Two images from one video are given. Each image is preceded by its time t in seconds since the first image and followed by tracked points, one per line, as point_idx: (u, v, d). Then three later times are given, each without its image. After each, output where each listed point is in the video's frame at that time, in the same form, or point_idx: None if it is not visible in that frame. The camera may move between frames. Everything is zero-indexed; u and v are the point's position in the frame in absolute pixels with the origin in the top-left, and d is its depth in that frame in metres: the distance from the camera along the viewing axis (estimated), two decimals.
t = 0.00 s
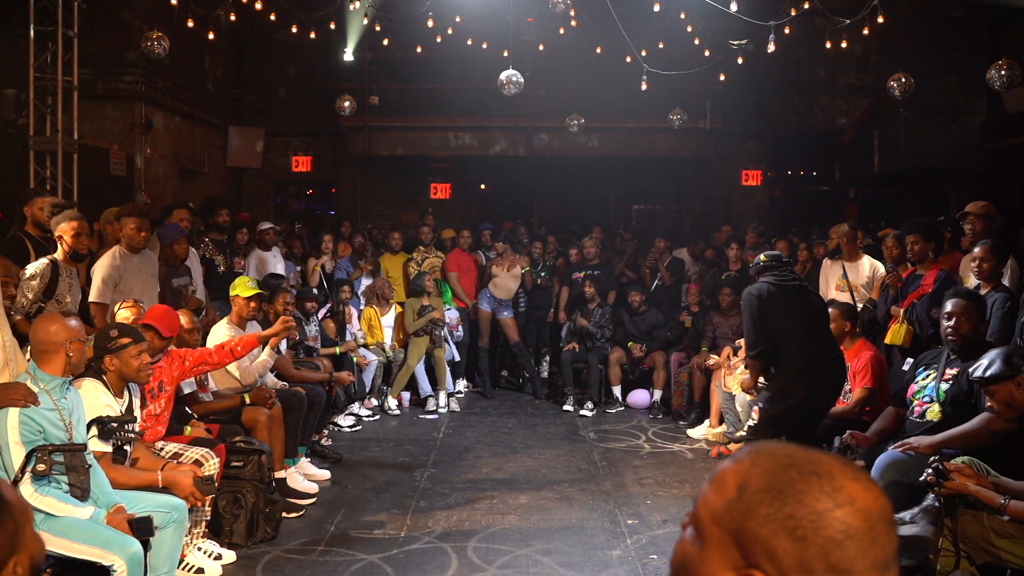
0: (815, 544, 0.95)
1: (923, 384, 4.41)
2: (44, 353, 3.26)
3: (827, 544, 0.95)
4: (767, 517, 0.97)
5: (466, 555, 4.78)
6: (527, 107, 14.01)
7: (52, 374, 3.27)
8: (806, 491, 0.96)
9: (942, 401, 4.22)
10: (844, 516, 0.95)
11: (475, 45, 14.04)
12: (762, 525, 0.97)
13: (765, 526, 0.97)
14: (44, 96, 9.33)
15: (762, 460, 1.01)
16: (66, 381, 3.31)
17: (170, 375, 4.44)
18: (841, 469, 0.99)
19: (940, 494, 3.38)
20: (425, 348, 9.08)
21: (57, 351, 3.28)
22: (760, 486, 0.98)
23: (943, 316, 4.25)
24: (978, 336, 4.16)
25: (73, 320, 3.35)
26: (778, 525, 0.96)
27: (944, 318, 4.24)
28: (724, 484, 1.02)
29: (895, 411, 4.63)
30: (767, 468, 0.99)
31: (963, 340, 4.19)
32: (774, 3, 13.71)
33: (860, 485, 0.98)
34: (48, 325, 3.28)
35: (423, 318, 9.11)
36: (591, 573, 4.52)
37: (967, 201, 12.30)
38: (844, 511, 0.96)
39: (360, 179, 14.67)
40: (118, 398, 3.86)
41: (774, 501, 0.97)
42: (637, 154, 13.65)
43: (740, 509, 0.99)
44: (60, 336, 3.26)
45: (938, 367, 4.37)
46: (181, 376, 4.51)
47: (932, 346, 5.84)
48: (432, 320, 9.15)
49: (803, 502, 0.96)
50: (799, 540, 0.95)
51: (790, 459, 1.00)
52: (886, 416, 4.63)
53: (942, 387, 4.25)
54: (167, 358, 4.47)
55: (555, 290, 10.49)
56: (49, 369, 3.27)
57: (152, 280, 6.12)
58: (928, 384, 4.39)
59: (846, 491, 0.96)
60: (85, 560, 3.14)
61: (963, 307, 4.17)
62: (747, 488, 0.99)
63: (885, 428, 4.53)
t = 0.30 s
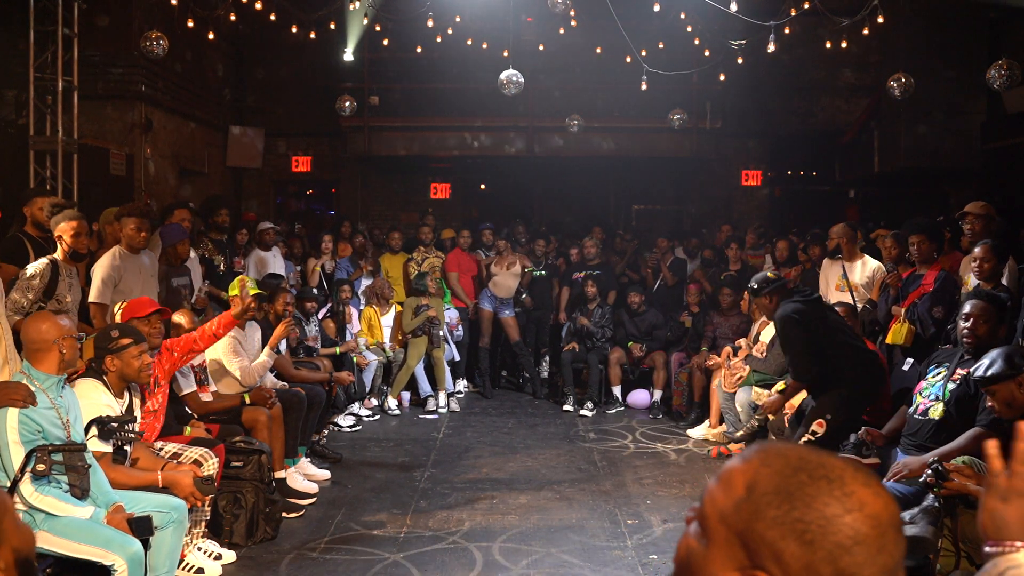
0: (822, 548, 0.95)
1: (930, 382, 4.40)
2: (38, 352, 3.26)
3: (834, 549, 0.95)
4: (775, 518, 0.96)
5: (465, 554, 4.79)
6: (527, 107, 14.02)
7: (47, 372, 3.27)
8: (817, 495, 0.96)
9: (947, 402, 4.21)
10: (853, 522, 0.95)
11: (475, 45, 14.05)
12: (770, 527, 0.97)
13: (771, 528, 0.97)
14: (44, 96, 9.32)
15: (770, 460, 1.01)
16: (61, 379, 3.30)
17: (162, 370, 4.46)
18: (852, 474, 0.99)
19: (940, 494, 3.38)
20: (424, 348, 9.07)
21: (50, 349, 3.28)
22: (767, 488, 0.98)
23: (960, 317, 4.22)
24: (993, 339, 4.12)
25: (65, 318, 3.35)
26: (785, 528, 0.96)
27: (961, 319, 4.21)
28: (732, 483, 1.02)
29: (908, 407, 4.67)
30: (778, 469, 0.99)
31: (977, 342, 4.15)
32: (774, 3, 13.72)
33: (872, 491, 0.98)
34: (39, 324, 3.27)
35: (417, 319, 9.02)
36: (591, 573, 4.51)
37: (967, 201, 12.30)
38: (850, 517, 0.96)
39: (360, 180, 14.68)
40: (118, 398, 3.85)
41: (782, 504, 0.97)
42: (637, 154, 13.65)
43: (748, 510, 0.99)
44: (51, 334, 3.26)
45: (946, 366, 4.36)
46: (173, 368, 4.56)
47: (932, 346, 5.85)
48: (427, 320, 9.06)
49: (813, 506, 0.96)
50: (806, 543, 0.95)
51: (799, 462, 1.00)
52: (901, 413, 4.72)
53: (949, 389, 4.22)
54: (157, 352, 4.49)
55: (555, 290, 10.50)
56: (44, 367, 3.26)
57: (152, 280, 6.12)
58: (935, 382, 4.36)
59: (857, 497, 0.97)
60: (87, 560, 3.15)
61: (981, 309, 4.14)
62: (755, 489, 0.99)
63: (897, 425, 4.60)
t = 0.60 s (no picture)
0: (812, 551, 1.03)
1: (930, 379, 4.42)
2: (32, 351, 3.31)
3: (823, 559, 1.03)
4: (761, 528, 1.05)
5: (466, 554, 4.79)
6: (527, 107, 14.01)
7: (43, 371, 3.31)
8: (792, 498, 1.05)
9: (946, 402, 4.20)
10: (817, 520, 1.04)
11: (474, 45, 14.04)
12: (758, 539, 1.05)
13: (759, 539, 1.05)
14: (44, 96, 9.33)
15: (760, 463, 1.09)
16: (58, 378, 3.34)
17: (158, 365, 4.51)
18: (821, 472, 1.07)
19: (940, 494, 3.37)
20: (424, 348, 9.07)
21: (44, 348, 3.33)
22: (765, 499, 1.06)
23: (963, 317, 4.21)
24: (994, 339, 4.13)
25: (55, 317, 3.39)
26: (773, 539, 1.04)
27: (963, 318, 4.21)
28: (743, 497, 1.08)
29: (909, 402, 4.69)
30: (749, 487, 1.07)
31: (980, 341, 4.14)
32: (774, 3, 13.72)
33: (846, 488, 1.06)
34: (30, 323, 3.33)
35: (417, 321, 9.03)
36: (592, 572, 4.51)
37: (967, 201, 12.30)
38: (840, 513, 1.04)
39: (360, 180, 14.67)
40: (119, 398, 3.86)
41: (766, 514, 1.05)
42: (637, 154, 13.64)
43: (736, 521, 1.08)
44: (42, 332, 3.31)
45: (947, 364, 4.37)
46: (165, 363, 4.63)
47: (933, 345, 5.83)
48: (427, 322, 9.07)
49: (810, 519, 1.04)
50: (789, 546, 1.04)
51: (772, 465, 1.08)
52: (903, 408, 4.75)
53: (949, 388, 4.21)
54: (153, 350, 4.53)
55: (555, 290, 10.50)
56: (40, 366, 3.31)
57: (152, 280, 6.12)
58: (935, 381, 4.38)
59: (830, 495, 1.05)
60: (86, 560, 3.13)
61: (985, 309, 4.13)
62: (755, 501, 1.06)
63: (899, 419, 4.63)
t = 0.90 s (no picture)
0: (783, 541, 1.09)
1: (926, 382, 4.43)
2: (34, 351, 3.29)
3: (803, 549, 1.09)
4: (741, 524, 1.12)
5: (468, 555, 4.79)
6: (527, 106, 14.01)
7: (46, 370, 3.31)
8: (769, 494, 1.11)
9: (944, 406, 4.23)
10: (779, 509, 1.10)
11: (474, 45, 14.05)
12: (741, 534, 1.12)
13: (741, 534, 1.12)
14: (44, 96, 9.33)
15: (753, 459, 1.16)
16: (62, 377, 3.35)
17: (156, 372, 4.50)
18: (803, 468, 1.13)
19: (940, 495, 3.37)
20: (425, 348, 9.06)
21: (46, 348, 3.31)
22: (741, 495, 1.12)
23: (953, 318, 4.18)
24: (987, 339, 4.10)
25: (59, 316, 3.38)
26: (751, 534, 1.11)
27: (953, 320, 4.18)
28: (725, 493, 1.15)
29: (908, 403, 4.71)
30: (735, 485, 1.15)
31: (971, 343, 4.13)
32: (774, 3, 13.73)
33: (824, 481, 1.11)
34: (33, 323, 3.31)
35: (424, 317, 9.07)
36: (592, 573, 4.51)
37: (967, 200, 12.29)
38: (819, 507, 1.09)
39: (359, 180, 14.67)
40: (119, 398, 3.86)
41: (744, 510, 1.12)
42: (636, 153, 13.63)
43: (722, 519, 1.15)
44: (45, 332, 3.29)
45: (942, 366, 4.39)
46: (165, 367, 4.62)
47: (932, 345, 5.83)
48: (433, 320, 9.10)
49: (788, 513, 1.09)
50: (765, 539, 1.10)
51: (756, 463, 1.15)
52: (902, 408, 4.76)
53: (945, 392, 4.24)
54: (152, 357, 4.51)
55: (555, 290, 10.50)
56: (43, 366, 3.30)
57: (152, 281, 6.12)
58: (932, 383, 4.40)
59: (807, 490, 1.10)
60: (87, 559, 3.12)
61: (975, 308, 4.10)
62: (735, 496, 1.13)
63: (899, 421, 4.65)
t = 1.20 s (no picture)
0: (777, 539, 1.10)
1: (914, 386, 4.44)
2: (49, 355, 3.31)
3: (796, 548, 1.09)
4: (737, 522, 1.13)
5: (468, 555, 4.79)
6: (527, 107, 14.00)
7: (59, 375, 3.33)
8: (765, 492, 1.11)
9: (933, 410, 4.23)
10: (774, 505, 1.10)
11: (475, 46, 14.05)
12: (737, 531, 1.13)
13: (737, 531, 1.13)
14: (44, 97, 9.32)
15: (755, 459, 1.16)
16: (72, 383, 3.36)
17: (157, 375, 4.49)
18: (802, 467, 1.13)
19: (940, 496, 3.38)
20: (425, 349, 9.05)
21: (60, 353, 3.32)
22: (738, 492, 1.13)
23: (933, 322, 4.18)
24: (968, 344, 4.07)
25: (77, 320, 3.38)
26: (745, 531, 1.12)
27: (935, 325, 4.17)
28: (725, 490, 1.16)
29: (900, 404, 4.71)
30: (734, 483, 1.15)
31: (949, 347, 4.12)
32: (774, 4, 13.73)
33: (821, 481, 1.11)
34: (53, 325, 3.32)
35: (427, 318, 9.08)
36: (593, 573, 4.51)
37: (967, 202, 12.30)
38: (814, 506, 1.09)
39: (360, 180, 14.67)
40: (120, 400, 3.85)
41: (741, 508, 1.13)
42: (637, 154, 13.63)
43: (722, 516, 1.16)
44: (63, 338, 3.30)
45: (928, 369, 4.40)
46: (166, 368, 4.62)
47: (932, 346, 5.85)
48: (436, 319, 9.12)
49: (783, 512, 1.10)
50: (759, 536, 1.11)
51: (757, 462, 1.16)
52: (894, 409, 4.77)
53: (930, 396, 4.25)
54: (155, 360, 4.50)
55: (556, 290, 10.51)
56: (56, 370, 3.32)
57: (152, 281, 6.12)
58: (920, 387, 4.41)
59: (804, 488, 1.11)
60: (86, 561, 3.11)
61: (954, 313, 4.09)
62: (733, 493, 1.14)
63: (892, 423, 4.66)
